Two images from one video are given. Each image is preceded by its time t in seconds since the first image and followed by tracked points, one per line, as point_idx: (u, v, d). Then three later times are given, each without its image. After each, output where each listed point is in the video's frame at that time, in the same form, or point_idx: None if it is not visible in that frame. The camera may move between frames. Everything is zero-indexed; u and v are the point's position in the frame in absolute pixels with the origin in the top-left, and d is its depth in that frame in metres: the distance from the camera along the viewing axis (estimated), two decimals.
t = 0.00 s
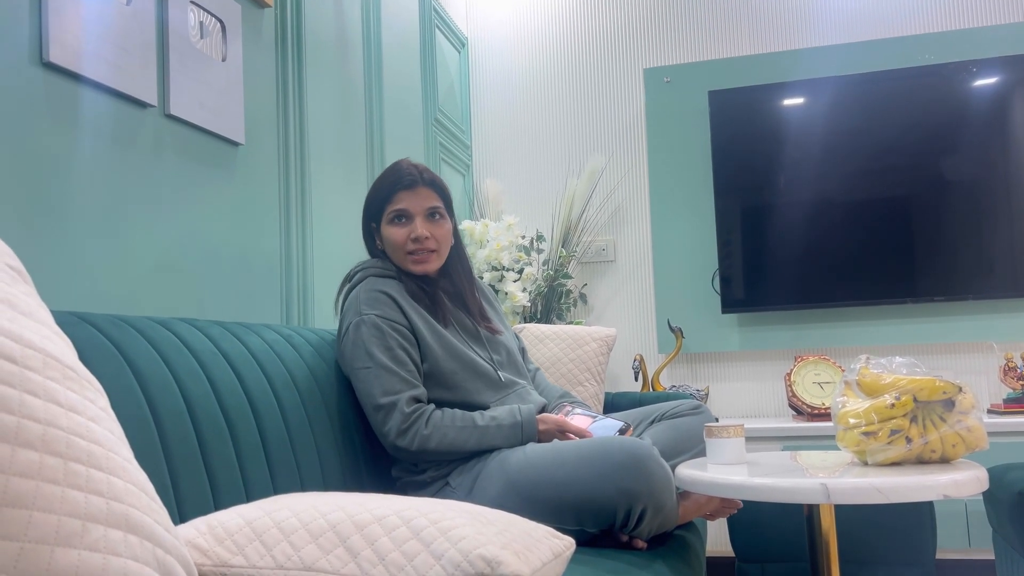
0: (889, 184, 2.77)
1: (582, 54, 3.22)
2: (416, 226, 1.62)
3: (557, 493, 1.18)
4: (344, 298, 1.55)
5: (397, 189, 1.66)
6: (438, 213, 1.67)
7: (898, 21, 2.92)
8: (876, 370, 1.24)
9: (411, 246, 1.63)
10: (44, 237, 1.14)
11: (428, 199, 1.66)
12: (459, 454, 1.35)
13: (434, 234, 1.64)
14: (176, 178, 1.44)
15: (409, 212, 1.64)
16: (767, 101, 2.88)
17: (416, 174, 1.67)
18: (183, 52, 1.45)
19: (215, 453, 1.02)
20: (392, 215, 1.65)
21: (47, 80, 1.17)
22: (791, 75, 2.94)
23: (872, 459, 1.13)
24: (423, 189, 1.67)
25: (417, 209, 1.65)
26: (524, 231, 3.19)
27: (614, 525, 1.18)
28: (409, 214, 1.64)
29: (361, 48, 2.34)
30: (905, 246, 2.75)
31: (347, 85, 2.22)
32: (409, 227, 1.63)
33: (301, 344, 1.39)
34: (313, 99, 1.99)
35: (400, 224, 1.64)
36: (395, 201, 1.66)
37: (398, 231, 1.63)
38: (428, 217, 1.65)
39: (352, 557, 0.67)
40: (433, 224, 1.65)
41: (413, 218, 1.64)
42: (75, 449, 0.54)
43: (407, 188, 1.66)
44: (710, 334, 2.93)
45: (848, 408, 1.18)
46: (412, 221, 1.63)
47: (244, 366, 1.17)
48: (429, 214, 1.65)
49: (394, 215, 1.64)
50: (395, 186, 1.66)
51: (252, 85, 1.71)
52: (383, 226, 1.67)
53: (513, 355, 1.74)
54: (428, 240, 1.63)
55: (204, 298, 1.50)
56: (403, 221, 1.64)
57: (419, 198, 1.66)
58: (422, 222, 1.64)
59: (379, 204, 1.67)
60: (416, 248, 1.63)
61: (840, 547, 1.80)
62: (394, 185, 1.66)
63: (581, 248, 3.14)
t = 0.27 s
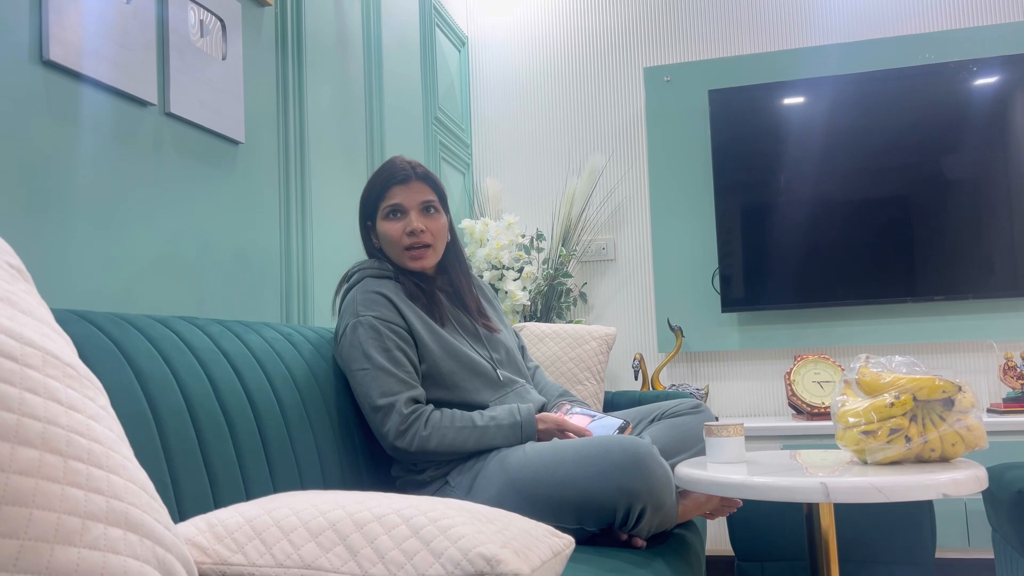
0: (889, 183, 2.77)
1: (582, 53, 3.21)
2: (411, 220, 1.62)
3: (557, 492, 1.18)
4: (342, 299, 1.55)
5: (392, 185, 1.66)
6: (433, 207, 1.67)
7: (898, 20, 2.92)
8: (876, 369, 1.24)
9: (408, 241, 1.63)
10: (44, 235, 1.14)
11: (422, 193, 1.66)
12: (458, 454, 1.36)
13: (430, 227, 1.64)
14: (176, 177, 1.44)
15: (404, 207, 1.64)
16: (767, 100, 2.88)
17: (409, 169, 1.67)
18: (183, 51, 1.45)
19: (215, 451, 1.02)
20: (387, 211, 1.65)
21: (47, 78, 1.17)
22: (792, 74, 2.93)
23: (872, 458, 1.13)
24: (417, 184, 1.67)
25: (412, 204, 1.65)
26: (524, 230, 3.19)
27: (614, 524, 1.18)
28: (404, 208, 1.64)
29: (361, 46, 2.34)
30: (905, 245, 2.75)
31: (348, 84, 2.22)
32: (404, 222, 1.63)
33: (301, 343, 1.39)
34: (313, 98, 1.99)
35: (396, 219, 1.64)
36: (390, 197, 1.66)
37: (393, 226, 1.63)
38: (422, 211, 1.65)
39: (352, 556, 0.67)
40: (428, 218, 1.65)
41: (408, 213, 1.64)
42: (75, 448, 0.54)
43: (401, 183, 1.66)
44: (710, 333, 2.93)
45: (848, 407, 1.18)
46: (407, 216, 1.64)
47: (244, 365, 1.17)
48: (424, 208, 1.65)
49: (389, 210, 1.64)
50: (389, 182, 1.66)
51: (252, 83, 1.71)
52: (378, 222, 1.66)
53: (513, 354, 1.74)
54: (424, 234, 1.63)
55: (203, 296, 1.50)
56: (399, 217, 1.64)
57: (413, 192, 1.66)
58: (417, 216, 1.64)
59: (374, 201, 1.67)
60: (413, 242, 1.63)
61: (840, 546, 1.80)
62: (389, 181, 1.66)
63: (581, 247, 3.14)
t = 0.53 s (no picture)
0: (890, 183, 2.77)
1: (582, 53, 3.21)
2: (420, 217, 1.63)
3: (557, 491, 1.18)
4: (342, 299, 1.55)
5: (397, 182, 1.66)
6: (437, 204, 1.68)
7: (898, 20, 2.92)
8: (876, 368, 1.24)
9: (415, 237, 1.63)
10: (44, 236, 1.14)
11: (427, 190, 1.67)
12: (458, 453, 1.36)
13: (436, 224, 1.65)
14: (176, 177, 1.44)
15: (410, 204, 1.64)
16: (767, 99, 2.88)
17: (413, 168, 1.67)
18: (183, 51, 1.45)
19: (215, 450, 1.02)
20: (394, 207, 1.65)
21: (47, 79, 1.17)
22: (792, 74, 2.93)
23: (872, 458, 1.13)
24: (422, 181, 1.67)
25: (418, 201, 1.65)
26: (524, 230, 3.18)
27: (614, 524, 1.18)
28: (411, 205, 1.64)
29: (361, 46, 2.34)
30: (905, 244, 2.75)
31: (347, 85, 2.22)
32: (412, 218, 1.63)
33: (301, 343, 1.39)
34: (313, 98, 1.99)
35: (402, 216, 1.64)
36: (395, 193, 1.66)
37: (401, 222, 1.63)
38: (428, 208, 1.66)
39: (352, 556, 0.67)
40: (434, 215, 1.66)
41: (415, 210, 1.64)
42: (76, 448, 0.54)
43: (406, 180, 1.66)
44: (710, 333, 2.93)
45: (848, 407, 1.18)
46: (414, 213, 1.64)
47: (244, 365, 1.17)
48: (429, 205, 1.66)
49: (395, 206, 1.64)
50: (394, 179, 1.66)
51: (252, 84, 1.71)
52: (383, 219, 1.66)
53: (513, 354, 1.74)
54: (430, 231, 1.64)
55: (203, 296, 1.50)
56: (405, 213, 1.65)
57: (419, 190, 1.66)
58: (424, 212, 1.65)
59: (379, 197, 1.66)
60: (421, 239, 1.63)
61: (839, 546, 1.80)
62: (394, 178, 1.66)
63: (581, 247, 3.14)
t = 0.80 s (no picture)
0: (889, 183, 2.77)
1: (581, 55, 3.22)
2: (415, 218, 1.63)
3: (557, 493, 1.18)
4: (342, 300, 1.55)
5: (394, 183, 1.66)
6: (434, 206, 1.67)
7: (897, 21, 2.92)
8: (875, 370, 1.24)
9: (409, 239, 1.63)
10: (42, 239, 1.14)
11: (424, 193, 1.67)
12: (458, 454, 1.35)
13: (431, 226, 1.64)
14: (175, 180, 1.44)
15: (405, 206, 1.64)
16: (766, 100, 2.88)
17: (411, 170, 1.67)
18: (182, 54, 1.45)
19: (214, 454, 1.02)
20: (389, 209, 1.65)
21: (46, 83, 1.17)
22: (791, 75, 2.93)
23: (872, 459, 1.13)
24: (419, 183, 1.67)
25: (413, 203, 1.65)
26: (523, 231, 3.18)
27: (614, 525, 1.18)
28: (406, 207, 1.64)
29: (360, 49, 2.35)
30: (905, 245, 2.75)
31: (347, 88, 2.22)
32: (406, 220, 1.63)
33: (301, 345, 1.39)
34: (312, 100, 1.99)
35: (397, 218, 1.64)
36: (392, 195, 1.66)
37: (395, 224, 1.63)
38: (424, 210, 1.66)
39: (351, 560, 0.66)
40: (429, 218, 1.65)
41: (410, 211, 1.64)
42: (74, 454, 0.54)
43: (403, 181, 1.66)
44: (710, 334, 2.93)
45: (848, 408, 1.18)
46: (409, 215, 1.64)
47: (243, 368, 1.17)
48: (425, 207, 1.66)
49: (391, 208, 1.64)
50: (392, 180, 1.67)
51: (251, 86, 1.71)
52: (380, 220, 1.66)
53: (513, 356, 1.73)
54: (425, 232, 1.63)
55: (202, 299, 1.50)
56: (400, 215, 1.64)
57: (415, 192, 1.66)
58: (419, 214, 1.65)
59: (376, 199, 1.67)
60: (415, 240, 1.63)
61: (840, 547, 1.80)
62: (391, 180, 1.66)
63: (580, 248, 3.14)
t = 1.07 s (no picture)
0: (889, 183, 2.77)
1: (581, 57, 3.22)
2: (411, 215, 1.63)
3: (556, 493, 1.18)
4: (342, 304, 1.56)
5: (390, 183, 1.67)
6: (430, 204, 1.68)
7: (897, 22, 2.93)
8: (875, 371, 1.24)
9: (407, 236, 1.63)
10: (42, 243, 1.14)
11: (419, 190, 1.67)
12: (457, 457, 1.35)
13: (428, 222, 1.65)
14: (175, 183, 1.44)
15: (402, 203, 1.65)
16: (766, 101, 2.88)
17: (406, 170, 1.68)
18: (182, 58, 1.45)
19: (215, 457, 1.02)
20: (386, 208, 1.65)
21: (46, 87, 1.17)
22: (791, 76, 2.94)
23: (871, 460, 1.13)
24: (415, 182, 1.68)
25: (409, 201, 1.66)
26: (524, 233, 3.19)
27: (613, 525, 1.18)
28: (402, 205, 1.65)
29: (360, 52, 2.35)
30: (905, 245, 2.75)
31: (347, 91, 2.22)
32: (403, 217, 1.63)
33: (301, 348, 1.39)
34: (312, 103, 2.00)
35: (395, 216, 1.65)
36: (388, 194, 1.66)
37: (393, 222, 1.63)
38: (420, 208, 1.66)
39: (351, 562, 0.66)
40: (425, 214, 1.66)
41: (407, 209, 1.65)
42: (75, 457, 0.54)
43: (399, 181, 1.67)
44: (710, 335, 2.93)
45: (848, 409, 1.18)
46: (405, 213, 1.64)
47: (243, 371, 1.17)
48: (421, 205, 1.66)
49: (388, 207, 1.65)
50: (387, 180, 1.67)
51: (250, 89, 1.71)
52: (377, 220, 1.67)
53: (513, 358, 1.74)
54: (422, 229, 1.64)
55: (202, 302, 1.50)
56: (397, 213, 1.65)
57: (410, 190, 1.67)
58: (415, 211, 1.65)
59: (372, 199, 1.67)
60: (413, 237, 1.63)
61: (840, 549, 1.80)
62: (386, 179, 1.67)
63: (581, 250, 3.14)
